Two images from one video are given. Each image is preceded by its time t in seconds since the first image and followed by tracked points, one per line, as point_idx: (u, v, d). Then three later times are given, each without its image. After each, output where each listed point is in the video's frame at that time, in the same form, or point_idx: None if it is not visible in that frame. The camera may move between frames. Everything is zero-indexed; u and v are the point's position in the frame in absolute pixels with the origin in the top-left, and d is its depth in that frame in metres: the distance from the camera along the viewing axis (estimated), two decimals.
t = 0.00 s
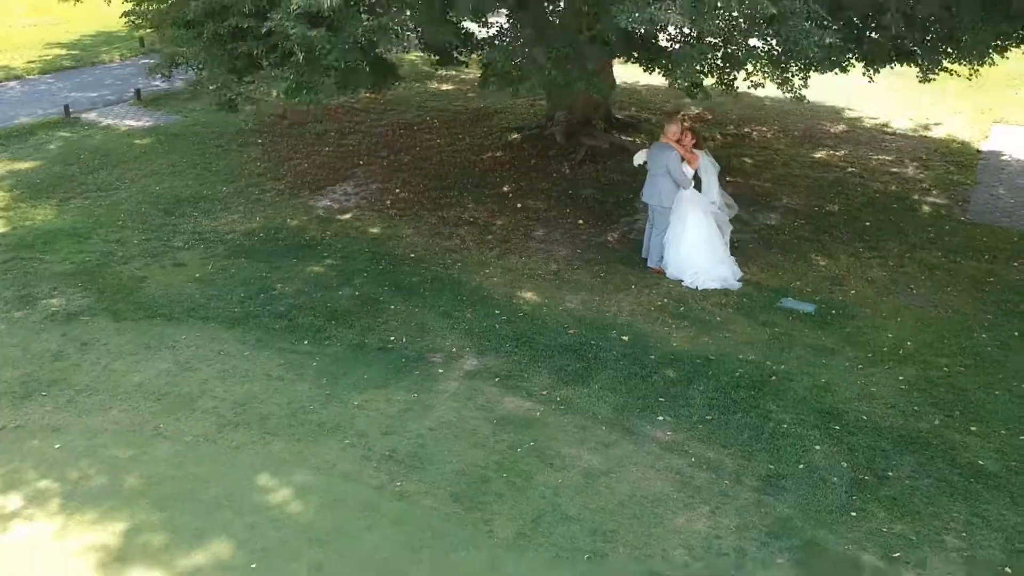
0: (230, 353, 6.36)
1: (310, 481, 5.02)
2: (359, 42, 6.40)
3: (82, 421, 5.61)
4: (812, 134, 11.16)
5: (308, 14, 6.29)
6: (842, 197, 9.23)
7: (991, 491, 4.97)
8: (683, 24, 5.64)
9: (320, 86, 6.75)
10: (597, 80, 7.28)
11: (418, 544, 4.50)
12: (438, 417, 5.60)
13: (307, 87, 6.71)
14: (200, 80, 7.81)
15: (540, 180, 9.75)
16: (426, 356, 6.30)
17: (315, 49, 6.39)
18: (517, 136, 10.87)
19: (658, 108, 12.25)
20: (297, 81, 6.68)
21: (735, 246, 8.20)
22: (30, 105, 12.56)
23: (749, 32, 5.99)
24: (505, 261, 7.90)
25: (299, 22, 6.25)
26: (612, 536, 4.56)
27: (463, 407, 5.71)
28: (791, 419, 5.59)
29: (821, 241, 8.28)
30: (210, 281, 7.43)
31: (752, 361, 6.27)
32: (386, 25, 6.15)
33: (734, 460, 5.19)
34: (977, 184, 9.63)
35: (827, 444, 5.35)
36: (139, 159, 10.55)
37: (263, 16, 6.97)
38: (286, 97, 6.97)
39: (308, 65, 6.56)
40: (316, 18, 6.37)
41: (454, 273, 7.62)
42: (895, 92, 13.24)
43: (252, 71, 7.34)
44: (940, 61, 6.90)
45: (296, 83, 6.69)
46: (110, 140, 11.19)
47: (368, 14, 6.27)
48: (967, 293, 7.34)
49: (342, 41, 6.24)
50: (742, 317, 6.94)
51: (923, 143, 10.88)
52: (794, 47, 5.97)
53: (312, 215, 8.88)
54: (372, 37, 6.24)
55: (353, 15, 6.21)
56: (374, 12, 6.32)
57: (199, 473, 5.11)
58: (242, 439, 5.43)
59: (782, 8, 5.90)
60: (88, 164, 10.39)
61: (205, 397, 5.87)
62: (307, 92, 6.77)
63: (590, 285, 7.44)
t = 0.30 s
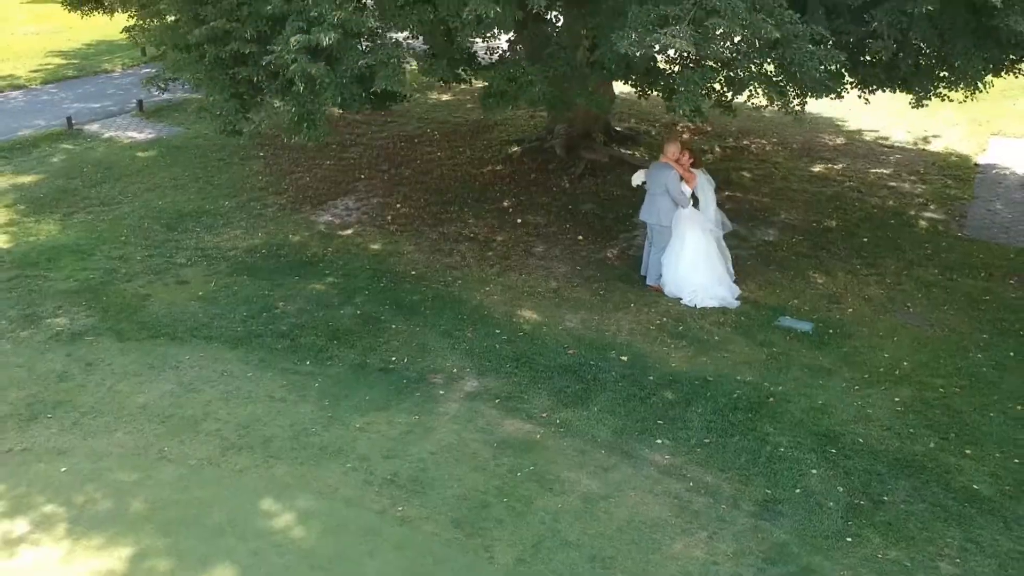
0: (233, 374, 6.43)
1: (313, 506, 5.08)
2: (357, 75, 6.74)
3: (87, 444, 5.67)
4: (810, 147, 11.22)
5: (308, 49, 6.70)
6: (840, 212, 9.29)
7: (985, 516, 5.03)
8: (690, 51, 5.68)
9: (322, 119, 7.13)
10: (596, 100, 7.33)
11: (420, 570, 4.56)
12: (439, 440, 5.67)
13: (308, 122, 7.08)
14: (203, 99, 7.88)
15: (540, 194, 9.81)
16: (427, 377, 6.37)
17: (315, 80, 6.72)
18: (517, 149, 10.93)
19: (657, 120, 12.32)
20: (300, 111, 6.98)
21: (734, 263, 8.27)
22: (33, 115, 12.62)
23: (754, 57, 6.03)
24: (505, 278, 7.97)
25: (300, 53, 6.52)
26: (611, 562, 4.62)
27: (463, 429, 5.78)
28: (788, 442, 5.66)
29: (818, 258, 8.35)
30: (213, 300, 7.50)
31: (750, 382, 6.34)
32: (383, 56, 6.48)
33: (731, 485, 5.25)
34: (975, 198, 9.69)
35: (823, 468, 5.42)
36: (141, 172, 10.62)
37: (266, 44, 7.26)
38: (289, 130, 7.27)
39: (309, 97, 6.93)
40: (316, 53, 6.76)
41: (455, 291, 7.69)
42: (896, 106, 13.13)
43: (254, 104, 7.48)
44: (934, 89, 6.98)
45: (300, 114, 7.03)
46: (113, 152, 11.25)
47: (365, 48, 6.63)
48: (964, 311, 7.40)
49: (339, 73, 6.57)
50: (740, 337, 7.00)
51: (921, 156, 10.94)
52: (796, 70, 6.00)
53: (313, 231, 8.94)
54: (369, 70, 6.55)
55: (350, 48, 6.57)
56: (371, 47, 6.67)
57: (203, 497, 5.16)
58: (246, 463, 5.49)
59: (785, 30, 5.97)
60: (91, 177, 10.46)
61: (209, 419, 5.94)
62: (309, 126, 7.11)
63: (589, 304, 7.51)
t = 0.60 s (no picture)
0: (241, 393, 6.49)
1: (323, 528, 5.13)
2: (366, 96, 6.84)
3: (99, 465, 5.73)
4: (812, 159, 11.29)
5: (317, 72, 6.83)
6: (842, 226, 9.36)
7: (986, 538, 5.10)
8: (697, 79, 5.74)
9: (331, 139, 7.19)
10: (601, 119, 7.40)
11: None
12: (446, 460, 5.73)
13: (317, 143, 7.13)
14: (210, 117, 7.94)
15: (544, 208, 9.88)
16: (433, 397, 6.43)
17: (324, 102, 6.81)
18: (520, 162, 11.00)
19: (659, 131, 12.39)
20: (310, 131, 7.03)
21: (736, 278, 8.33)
22: (39, 126, 12.69)
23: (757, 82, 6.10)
24: (509, 294, 8.03)
25: (309, 75, 6.58)
26: None
27: (470, 450, 5.84)
28: (791, 463, 5.73)
29: (821, 273, 8.41)
30: (220, 317, 7.56)
31: (753, 402, 6.40)
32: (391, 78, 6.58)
33: (735, 507, 5.31)
34: (976, 212, 9.75)
35: (826, 489, 5.48)
36: (147, 185, 10.68)
37: (273, 64, 7.25)
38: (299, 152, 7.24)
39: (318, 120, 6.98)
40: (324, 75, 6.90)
41: (460, 307, 7.75)
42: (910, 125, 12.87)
43: (261, 121, 7.34)
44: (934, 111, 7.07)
45: (310, 135, 7.07)
46: (118, 163, 11.31)
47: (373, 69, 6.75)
48: (965, 328, 7.47)
49: (349, 95, 6.68)
50: (743, 354, 7.06)
51: (922, 169, 11.00)
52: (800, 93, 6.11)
53: (318, 245, 9.01)
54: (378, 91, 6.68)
55: (358, 70, 6.66)
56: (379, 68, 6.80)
57: (214, 519, 5.22)
58: (255, 484, 5.55)
59: (788, 54, 6.06)
60: (97, 190, 10.51)
61: (218, 440, 5.99)
62: (319, 147, 7.17)
63: (593, 320, 7.58)
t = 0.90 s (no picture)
0: (250, 410, 6.56)
1: (333, 547, 5.18)
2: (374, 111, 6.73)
3: (111, 484, 5.79)
4: (814, 170, 11.36)
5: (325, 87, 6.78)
6: (844, 238, 9.43)
7: (989, 558, 5.16)
8: (699, 105, 5.80)
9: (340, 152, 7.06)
10: (606, 137, 7.47)
11: None
12: (454, 479, 5.79)
13: (325, 156, 7.00)
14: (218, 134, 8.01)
15: (548, 220, 9.95)
16: (440, 414, 6.48)
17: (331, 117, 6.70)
18: (525, 172, 11.07)
19: (662, 141, 12.46)
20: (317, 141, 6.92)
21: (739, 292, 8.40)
22: (46, 137, 12.77)
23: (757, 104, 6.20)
24: (514, 308, 8.10)
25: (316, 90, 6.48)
26: None
27: (478, 468, 5.89)
28: (795, 481, 5.79)
29: (823, 287, 8.48)
30: (228, 332, 7.63)
31: (757, 419, 6.47)
32: (400, 92, 6.41)
33: (740, 526, 5.37)
34: (977, 224, 9.82)
35: (830, 508, 5.54)
36: (153, 197, 10.75)
37: (281, 79, 7.14)
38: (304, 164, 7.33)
39: (325, 133, 6.90)
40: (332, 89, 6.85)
41: (466, 322, 7.82)
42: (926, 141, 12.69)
43: (269, 136, 7.40)
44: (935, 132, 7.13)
45: (318, 146, 6.94)
46: (125, 175, 11.38)
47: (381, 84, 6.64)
48: (967, 343, 7.54)
49: (356, 109, 6.54)
50: (746, 370, 7.13)
51: (924, 180, 11.06)
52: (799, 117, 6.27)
53: (325, 258, 9.08)
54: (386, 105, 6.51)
55: (365, 84, 6.52)
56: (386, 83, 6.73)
57: (225, 539, 5.28)
58: (266, 503, 5.60)
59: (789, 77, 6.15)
60: (103, 202, 10.58)
61: (229, 458, 6.06)
62: (326, 160, 7.03)
63: (598, 335, 7.64)
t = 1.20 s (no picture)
0: (255, 426, 6.62)
1: (337, 565, 5.23)
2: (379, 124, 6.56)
3: (117, 500, 5.85)
4: (814, 180, 11.42)
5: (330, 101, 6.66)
6: (843, 250, 9.49)
7: None
8: (695, 124, 5.87)
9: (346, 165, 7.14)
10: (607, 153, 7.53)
11: None
12: (457, 495, 5.84)
13: (331, 168, 7.07)
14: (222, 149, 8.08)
15: (549, 231, 10.00)
16: (443, 430, 6.54)
17: (335, 131, 6.60)
18: (526, 183, 11.13)
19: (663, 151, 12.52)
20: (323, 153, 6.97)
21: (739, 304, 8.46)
22: (50, 146, 12.83)
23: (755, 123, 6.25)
24: (516, 321, 8.16)
25: (320, 104, 6.39)
26: None
27: (480, 485, 5.95)
28: (794, 498, 5.85)
29: (822, 299, 8.54)
30: (232, 346, 7.69)
31: (756, 435, 6.53)
32: (403, 107, 6.40)
33: (740, 543, 5.43)
34: (977, 235, 9.87)
35: (828, 526, 5.60)
36: (157, 207, 10.81)
37: (286, 93, 6.99)
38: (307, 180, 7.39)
39: (331, 146, 6.92)
40: (338, 103, 6.70)
41: (468, 336, 7.88)
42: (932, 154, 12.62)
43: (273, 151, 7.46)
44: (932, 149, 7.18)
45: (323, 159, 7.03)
46: (128, 185, 11.44)
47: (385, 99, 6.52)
48: (965, 357, 7.60)
49: (359, 123, 6.48)
50: (746, 385, 7.19)
51: (923, 190, 11.12)
52: (794, 136, 6.33)
53: (327, 270, 9.15)
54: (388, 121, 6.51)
55: (369, 99, 6.49)
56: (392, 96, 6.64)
57: (230, 556, 5.33)
58: (271, 520, 5.66)
59: (786, 97, 6.22)
60: (107, 212, 10.64)
61: (234, 474, 6.12)
62: (333, 172, 7.10)
63: (599, 349, 7.70)
